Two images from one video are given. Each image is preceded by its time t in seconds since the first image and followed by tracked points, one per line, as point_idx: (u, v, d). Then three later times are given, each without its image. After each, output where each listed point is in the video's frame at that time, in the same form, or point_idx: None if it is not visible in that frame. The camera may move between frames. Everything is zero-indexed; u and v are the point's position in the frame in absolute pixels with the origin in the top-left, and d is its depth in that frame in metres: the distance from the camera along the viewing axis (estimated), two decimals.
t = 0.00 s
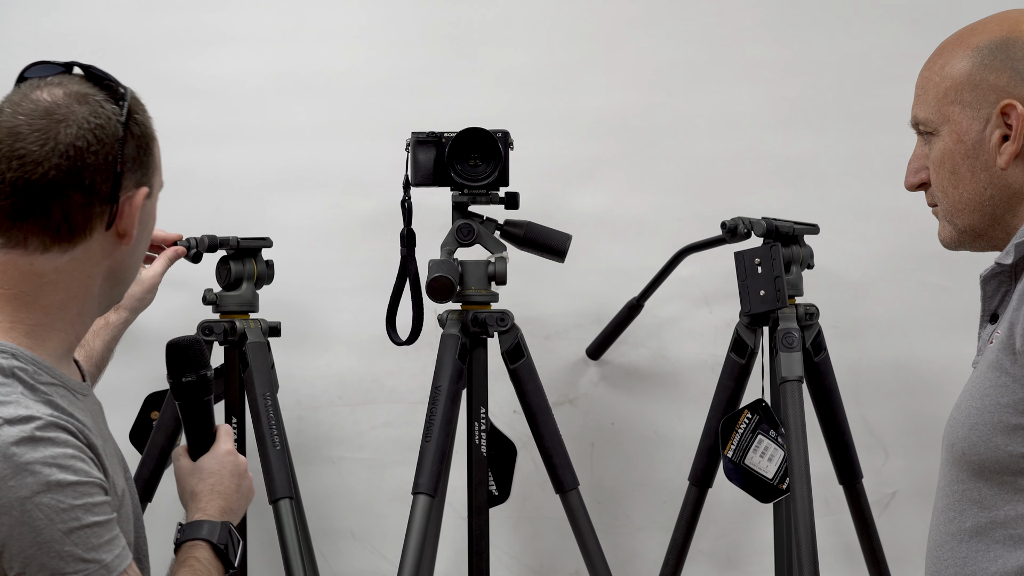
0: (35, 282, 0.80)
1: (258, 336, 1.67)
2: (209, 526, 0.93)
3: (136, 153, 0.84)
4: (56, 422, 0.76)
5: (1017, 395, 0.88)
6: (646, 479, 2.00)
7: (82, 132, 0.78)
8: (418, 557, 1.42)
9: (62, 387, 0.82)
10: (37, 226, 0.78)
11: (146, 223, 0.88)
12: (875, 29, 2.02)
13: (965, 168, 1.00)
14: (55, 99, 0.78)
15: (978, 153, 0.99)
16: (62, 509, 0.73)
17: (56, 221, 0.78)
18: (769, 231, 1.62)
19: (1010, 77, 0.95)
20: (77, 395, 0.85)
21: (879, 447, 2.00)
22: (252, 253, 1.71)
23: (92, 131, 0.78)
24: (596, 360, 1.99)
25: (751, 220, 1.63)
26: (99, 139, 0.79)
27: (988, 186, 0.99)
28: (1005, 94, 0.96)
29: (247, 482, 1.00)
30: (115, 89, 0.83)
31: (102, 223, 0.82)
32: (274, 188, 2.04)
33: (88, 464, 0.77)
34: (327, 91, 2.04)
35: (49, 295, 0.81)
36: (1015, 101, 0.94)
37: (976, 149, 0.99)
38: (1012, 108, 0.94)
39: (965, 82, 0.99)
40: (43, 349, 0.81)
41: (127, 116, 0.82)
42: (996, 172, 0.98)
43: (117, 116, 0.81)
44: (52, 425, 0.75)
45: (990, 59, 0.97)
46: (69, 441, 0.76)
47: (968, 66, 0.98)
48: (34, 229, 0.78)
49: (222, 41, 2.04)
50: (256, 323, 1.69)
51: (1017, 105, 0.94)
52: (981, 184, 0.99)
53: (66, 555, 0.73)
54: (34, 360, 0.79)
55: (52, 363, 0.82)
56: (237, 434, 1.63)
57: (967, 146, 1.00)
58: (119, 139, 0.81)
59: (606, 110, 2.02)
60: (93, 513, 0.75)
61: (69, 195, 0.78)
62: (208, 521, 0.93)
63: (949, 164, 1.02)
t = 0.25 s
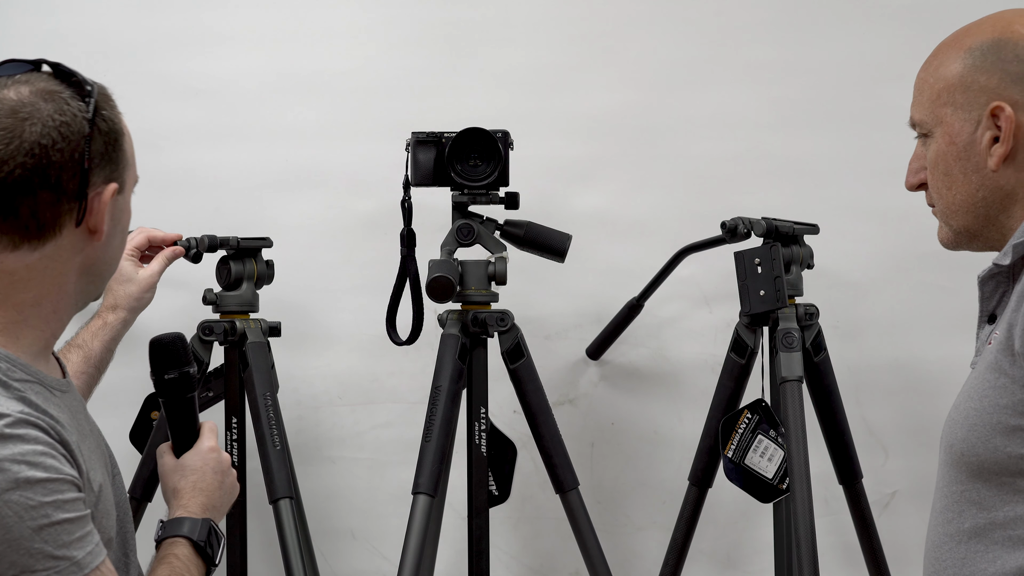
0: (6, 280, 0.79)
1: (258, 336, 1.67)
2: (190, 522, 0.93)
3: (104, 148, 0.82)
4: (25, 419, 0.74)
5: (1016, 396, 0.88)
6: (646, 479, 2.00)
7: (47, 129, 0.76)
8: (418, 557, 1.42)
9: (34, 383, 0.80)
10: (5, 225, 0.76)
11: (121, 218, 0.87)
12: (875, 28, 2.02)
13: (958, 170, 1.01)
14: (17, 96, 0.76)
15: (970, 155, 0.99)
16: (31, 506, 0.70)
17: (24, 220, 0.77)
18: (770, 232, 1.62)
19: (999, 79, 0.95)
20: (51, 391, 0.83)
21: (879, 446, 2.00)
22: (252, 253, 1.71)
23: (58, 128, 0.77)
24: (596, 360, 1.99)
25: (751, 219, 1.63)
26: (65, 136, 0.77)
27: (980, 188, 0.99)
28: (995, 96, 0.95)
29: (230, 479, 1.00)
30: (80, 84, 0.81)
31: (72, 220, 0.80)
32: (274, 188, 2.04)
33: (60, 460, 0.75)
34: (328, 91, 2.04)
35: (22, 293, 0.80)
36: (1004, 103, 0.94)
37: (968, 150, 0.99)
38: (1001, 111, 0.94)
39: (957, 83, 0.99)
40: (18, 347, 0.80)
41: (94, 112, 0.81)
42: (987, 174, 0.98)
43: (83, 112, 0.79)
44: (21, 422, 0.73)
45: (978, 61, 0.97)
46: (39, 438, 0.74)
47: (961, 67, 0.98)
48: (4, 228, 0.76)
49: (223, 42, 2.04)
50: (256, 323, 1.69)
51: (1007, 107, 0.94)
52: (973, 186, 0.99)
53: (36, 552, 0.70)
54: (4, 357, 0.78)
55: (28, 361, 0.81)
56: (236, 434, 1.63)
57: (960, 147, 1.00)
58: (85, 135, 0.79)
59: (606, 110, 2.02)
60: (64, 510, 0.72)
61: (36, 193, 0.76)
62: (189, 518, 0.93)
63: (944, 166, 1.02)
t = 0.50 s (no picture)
0: (5, 279, 0.78)
1: (258, 336, 1.67)
2: (191, 521, 0.92)
3: (96, 145, 0.82)
4: (25, 416, 0.74)
5: (1011, 395, 0.88)
6: (646, 479, 2.00)
7: (41, 126, 0.76)
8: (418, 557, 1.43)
9: (35, 382, 0.80)
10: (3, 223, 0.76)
11: (116, 215, 0.87)
12: (875, 28, 2.02)
13: (952, 173, 1.01)
14: (8, 95, 0.76)
15: (960, 158, 0.99)
16: (31, 502, 0.70)
17: (21, 218, 0.77)
18: (769, 231, 1.62)
19: (984, 83, 0.95)
20: (52, 390, 0.83)
21: (879, 446, 2.00)
22: (252, 253, 1.71)
23: (51, 125, 0.77)
24: (596, 360, 1.99)
25: (751, 219, 1.63)
26: (58, 132, 0.77)
27: (972, 190, 0.99)
28: (981, 99, 0.95)
29: (231, 479, 1.00)
30: (71, 81, 0.81)
31: (69, 216, 0.80)
32: (274, 188, 2.04)
33: (60, 457, 0.75)
34: (327, 91, 2.04)
35: (21, 292, 0.79)
36: (989, 106, 0.94)
37: (959, 153, 0.99)
38: (987, 114, 0.94)
39: (948, 87, 0.99)
40: (18, 346, 0.80)
41: (85, 109, 0.81)
42: (977, 176, 0.98)
43: (75, 109, 0.79)
44: (21, 419, 0.73)
45: (965, 64, 0.97)
46: (38, 435, 0.74)
47: (952, 70, 0.99)
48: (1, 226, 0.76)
49: (223, 42, 2.04)
50: (256, 323, 1.69)
51: (993, 110, 0.94)
52: (966, 188, 1.00)
53: (36, 548, 0.71)
54: (6, 355, 0.77)
55: (28, 359, 0.81)
56: (237, 435, 1.63)
57: (952, 150, 1.00)
58: (78, 132, 0.79)
59: (607, 110, 2.02)
60: (64, 506, 0.72)
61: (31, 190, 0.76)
62: (190, 517, 0.93)
63: (939, 169, 1.03)
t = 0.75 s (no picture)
0: (21, 278, 0.78)
1: (258, 336, 1.67)
2: (202, 522, 0.91)
3: (115, 144, 0.82)
4: (40, 414, 0.74)
5: (1011, 392, 0.88)
6: (647, 479, 2.00)
7: (61, 127, 0.76)
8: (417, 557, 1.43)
9: (50, 381, 0.80)
10: (22, 223, 0.76)
11: (132, 215, 0.87)
12: (876, 28, 2.02)
13: (955, 173, 1.01)
14: (30, 95, 0.76)
15: (963, 158, 0.99)
16: (47, 500, 0.70)
17: (40, 218, 0.77)
18: (770, 232, 1.62)
19: (987, 83, 0.95)
20: (66, 389, 0.83)
21: (879, 447, 2.00)
22: (252, 253, 1.71)
23: (71, 125, 0.77)
24: (596, 360, 1.99)
25: (751, 219, 1.63)
26: (79, 132, 0.78)
27: (976, 190, 0.99)
28: (983, 99, 0.96)
29: (242, 479, 0.98)
30: (91, 81, 0.81)
31: (88, 216, 0.80)
32: (274, 188, 2.04)
33: (75, 456, 0.75)
34: (327, 91, 2.04)
35: (37, 290, 0.79)
36: (990, 106, 0.94)
37: (962, 153, 0.99)
38: (988, 114, 0.94)
39: (951, 87, 0.99)
40: (32, 345, 0.80)
41: (105, 109, 0.81)
42: (981, 176, 0.98)
43: (95, 109, 0.79)
44: (36, 417, 0.73)
45: (966, 65, 0.97)
46: (54, 433, 0.74)
47: (955, 70, 0.99)
48: (19, 226, 0.76)
49: (223, 42, 2.04)
50: (256, 323, 1.69)
51: (995, 110, 0.94)
52: (969, 188, 1.00)
53: (52, 546, 0.71)
54: (21, 354, 0.77)
55: (43, 359, 0.81)
56: (237, 434, 1.63)
57: (955, 150, 1.00)
58: (98, 132, 0.79)
59: (607, 110, 2.02)
60: (79, 504, 0.73)
61: (51, 191, 0.77)
62: (201, 517, 0.91)
63: (943, 169, 1.03)
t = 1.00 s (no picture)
0: (31, 277, 0.78)
1: (258, 336, 1.67)
2: (216, 523, 0.90)
3: (119, 141, 0.81)
4: (56, 412, 0.74)
5: (1013, 390, 0.88)
6: (647, 479, 2.01)
7: (58, 125, 0.75)
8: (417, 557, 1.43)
9: (64, 379, 0.80)
10: (26, 222, 0.77)
11: (143, 213, 0.86)
12: (876, 28, 2.02)
13: (958, 173, 1.01)
14: (31, 95, 0.76)
15: (966, 158, 0.99)
16: (63, 497, 0.70)
17: (42, 217, 0.77)
18: (769, 231, 1.62)
19: (990, 82, 0.95)
20: (79, 388, 0.83)
21: (879, 446, 2.00)
22: (252, 253, 1.71)
23: (68, 123, 0.76)
24: (596, 360, 1.99)
25: (751, 219, 1.64)
26: (77, 130, 0.77)
27: (978, 190, 0.99)
28: (986, 99, 0.96)
29: (256, 481, 0.98)
30: (96, 78, 0.80)
31: (91, 214, 0.80)
32: (274, 188, 2.04)
33: (90, 453, 0.75)
34: (327, 91, 2.04)
35: (46, 289, 0.80)
36: (993, 106, 0.95)
37: (965, 153, 0.99)
38: (991, 113, 0.94)
39: (954, 87, 1.00)
40: (44, 343, 0.80)
41: (107, 105, 0.79)
42: (984, 176, 0.98)
43: (96, 106, 0.78)
44: (52, 414, 0.73)
45: (970, 65, 0.97)
46: (69, 430, 0.74)
47: (958, 70, 0.99)
48: (23, 225, 0.77)
49: (222, 41, 2.04)
50: (256, 323, 1.69)
51: (998, 109, 0.94)
52: (972, 188, 1.00)
53: (67, 543, 0.70)
54: (35, 353, 0.78)
55: (55, 356, 0.81)
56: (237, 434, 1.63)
57: (958, 150, 1.00)
58: (97, 129, 0.78)
59: (607, 110, 2.02)
60: (94, 501, 0.72)
61: (51, 189, 0.76)
62: (215, 518, 0.91)
63: (946, 169, 1.03)
